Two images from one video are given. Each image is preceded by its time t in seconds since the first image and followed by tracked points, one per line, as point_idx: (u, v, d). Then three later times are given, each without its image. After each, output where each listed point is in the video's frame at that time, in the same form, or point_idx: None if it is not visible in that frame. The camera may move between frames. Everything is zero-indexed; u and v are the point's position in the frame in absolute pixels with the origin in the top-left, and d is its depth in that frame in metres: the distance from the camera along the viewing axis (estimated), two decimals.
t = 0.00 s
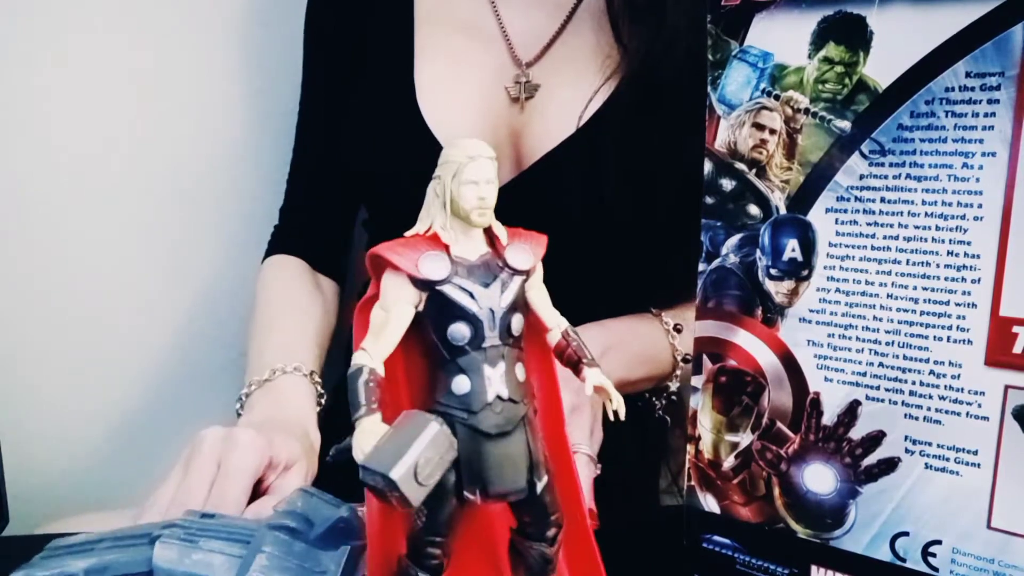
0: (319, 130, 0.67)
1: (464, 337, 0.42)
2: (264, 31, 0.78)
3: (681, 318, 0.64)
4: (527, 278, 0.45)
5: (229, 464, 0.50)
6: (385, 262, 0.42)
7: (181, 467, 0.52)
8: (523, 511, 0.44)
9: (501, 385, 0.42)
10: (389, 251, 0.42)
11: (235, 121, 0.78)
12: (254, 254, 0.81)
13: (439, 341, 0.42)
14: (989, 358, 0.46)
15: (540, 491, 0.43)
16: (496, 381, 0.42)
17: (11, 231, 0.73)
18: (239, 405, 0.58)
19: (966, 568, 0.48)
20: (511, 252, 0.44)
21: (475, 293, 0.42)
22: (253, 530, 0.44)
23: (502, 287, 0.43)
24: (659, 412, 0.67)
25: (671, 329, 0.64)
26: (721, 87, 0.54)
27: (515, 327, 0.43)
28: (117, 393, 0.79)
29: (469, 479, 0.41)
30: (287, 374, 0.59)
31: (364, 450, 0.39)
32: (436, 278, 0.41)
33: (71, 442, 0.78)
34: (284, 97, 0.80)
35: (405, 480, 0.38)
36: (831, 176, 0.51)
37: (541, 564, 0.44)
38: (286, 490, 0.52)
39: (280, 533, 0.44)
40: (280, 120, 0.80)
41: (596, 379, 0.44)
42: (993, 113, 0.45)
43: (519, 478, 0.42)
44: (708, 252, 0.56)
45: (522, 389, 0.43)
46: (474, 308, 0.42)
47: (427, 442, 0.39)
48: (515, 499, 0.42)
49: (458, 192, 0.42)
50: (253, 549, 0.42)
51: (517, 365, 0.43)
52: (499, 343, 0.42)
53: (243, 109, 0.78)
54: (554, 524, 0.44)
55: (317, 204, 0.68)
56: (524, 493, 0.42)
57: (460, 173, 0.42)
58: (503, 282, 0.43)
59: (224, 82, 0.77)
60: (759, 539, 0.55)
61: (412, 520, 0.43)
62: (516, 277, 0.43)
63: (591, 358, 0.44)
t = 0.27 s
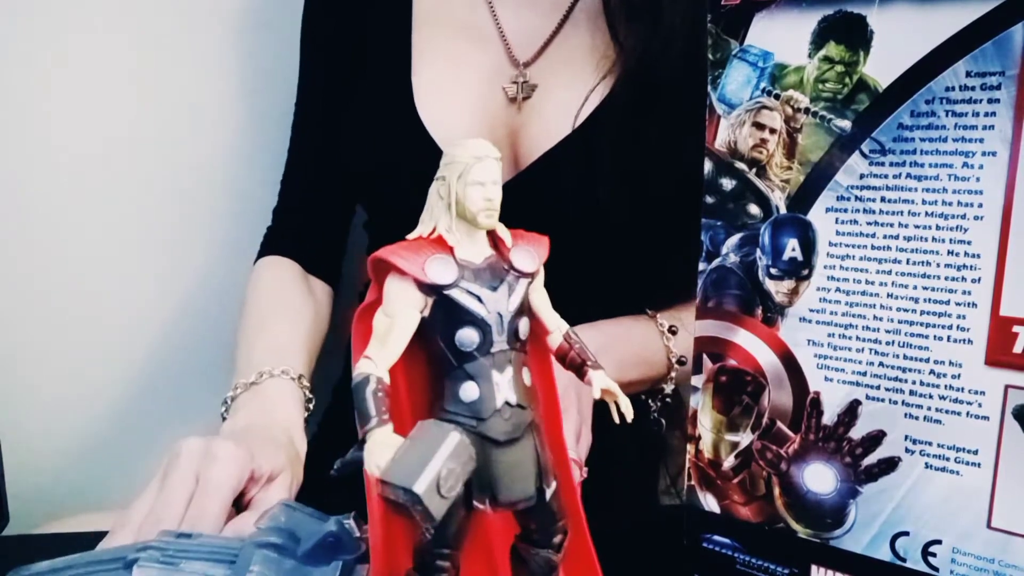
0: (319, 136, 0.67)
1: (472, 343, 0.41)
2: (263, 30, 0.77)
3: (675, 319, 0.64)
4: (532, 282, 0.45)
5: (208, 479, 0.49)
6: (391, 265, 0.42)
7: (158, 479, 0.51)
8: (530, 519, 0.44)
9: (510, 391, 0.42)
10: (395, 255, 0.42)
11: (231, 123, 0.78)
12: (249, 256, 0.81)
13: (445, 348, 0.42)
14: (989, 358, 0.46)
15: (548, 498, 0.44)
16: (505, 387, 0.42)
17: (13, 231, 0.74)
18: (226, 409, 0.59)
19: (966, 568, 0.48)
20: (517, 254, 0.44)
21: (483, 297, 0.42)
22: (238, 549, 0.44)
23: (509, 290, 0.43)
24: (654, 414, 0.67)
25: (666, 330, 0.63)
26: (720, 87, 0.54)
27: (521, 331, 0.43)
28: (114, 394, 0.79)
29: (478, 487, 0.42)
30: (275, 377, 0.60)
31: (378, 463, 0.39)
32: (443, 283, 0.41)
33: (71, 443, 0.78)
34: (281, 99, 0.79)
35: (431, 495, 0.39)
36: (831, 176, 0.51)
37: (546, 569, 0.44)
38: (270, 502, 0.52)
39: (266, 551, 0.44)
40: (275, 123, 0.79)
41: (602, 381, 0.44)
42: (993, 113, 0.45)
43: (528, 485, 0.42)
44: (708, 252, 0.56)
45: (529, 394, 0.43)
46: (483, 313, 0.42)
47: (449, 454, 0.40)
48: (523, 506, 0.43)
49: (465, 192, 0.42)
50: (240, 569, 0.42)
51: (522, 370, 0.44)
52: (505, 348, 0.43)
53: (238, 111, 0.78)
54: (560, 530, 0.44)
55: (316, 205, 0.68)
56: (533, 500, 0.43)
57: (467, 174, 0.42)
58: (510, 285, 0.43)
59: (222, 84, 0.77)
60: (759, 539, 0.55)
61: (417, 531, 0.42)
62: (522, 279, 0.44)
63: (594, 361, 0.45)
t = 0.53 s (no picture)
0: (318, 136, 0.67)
1: (481, 347, 0.42)
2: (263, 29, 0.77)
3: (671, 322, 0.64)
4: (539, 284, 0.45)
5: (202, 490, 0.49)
6: (399, 269, 0.42)
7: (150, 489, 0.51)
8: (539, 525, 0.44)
9: (518, 395, 0.42)
10: (401, 258, 0.42)
11: (230, 123, 0.78)
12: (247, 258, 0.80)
13: (453, 352, 0.42)
14: (989, 358, 0.46)
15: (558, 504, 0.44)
16: (513, 392, 0.42)
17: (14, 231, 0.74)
18: (222, 410, 0.59)
19: (966, 568, 0.48)
20: (524, 256, 0.45)
21: (492, 300, 0.42)
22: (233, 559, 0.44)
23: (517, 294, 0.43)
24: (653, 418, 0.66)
25: (662, 333, 0.64)
26: (721, 87, 0.54)
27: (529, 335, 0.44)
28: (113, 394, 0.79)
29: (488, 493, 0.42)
30: (272, 378, 0.60)
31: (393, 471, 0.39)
32: (451, 285, 0.41)
33: (72, 443, 0.78)
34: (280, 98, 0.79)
35: (448, 505, 0.39)
36: (831, 176, 0.51)
37: (552, 574, 0.44)
38: (264, 510, 0.52)
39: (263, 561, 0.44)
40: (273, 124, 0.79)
41: (611, 384, 0.45)
42: (993, 113, 0.45)
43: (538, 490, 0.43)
44: (708, 252, 0.56)
45: (537, 398, 0.44)
46: (491, 316, 0.42)
47: (466, 461, 0.40)
48: (532, 511, 0.43)
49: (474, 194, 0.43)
50: None
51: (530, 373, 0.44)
52: (514, 352, 0.43)
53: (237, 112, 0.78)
54: (567, 535, 0.45)
55: (316, 202, 0.68)
56: (542, 505, 0.43)
57: (475, 176, 0.43)
58: (518, 288, 0.44)
59: (221, 84, 0.77)
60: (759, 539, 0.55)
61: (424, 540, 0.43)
62: (530, 282, 0.44)
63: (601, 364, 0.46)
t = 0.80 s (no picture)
0: (317, 134, 0.68)
1: (491, 350, 0.42)
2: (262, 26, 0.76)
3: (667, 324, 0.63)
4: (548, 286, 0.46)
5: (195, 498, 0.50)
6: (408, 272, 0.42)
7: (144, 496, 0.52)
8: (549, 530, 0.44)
9: (528, 399, 0.43)
10: (408, 261, 0.43)
11: (229, 123, 0.78)
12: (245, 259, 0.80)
13: (463, 357, 0.42)
14: (989, 358, 0.46)
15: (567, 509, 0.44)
16: (523, 396, 0.43)
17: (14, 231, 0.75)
18: (217, 410, 0.59)
19: (966, 568, 0.48)
20: (535, 257, 0.45)
21: (501, 304, 0.43)
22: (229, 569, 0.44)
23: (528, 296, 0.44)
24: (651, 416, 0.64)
25: (661, 337, 0.63)
26: (721, 87, 0.54)
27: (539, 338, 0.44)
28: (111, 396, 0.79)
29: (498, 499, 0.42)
30: (267, 377, 0.60)
31: (406, 478, 0.40)
32: (461, 288, 0.42)
33: (70, 445, 0.78)
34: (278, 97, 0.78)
35: (466, 513, 0.40)
36: (831, 176, 0.51)
37: None
38: (258, 519, 0.52)
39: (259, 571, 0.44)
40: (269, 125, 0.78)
41: (618, 387, 0.47)
42: (993, 113, 0.45)
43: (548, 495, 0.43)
44: (708, 252, 0.56)
45: (545, 402, 0.44)
46: (501, 319, 0.42)
47: (483, 468, 0.41)
48: (542, 517, 0.43)
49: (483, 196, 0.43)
50: None
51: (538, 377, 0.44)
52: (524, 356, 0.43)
53: (235, 112, 0.77)
54: (575, 541, 0.45)
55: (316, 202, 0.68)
56: (552, 510, 0.43)
57: (484, 177, 0.43)
58: (528, 290, 0.44)
59: (219, 84, 0.77)
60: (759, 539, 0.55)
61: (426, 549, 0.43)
62: (539, 284, 0.44)
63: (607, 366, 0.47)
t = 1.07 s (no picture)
0: (319, 129, 0.67)
1: (496, 356, 0.42)
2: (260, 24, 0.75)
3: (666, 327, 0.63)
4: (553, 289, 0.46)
5: (192, 502, 0.50)
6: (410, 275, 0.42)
7: (143, 499, 0.52)
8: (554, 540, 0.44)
9: (532, 407, 0.43)
10: (407, 263, 0.43)
11: (228, 124, 0.78)
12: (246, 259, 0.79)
13: (467, 363, 0.42)
14: (989, 357, 0.46)
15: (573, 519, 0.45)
16: (527, 403, 0.43)
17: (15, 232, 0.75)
18: (216, 412, 0.60)
19: (966, 568, 0.48)
20: (539, 261, 0.45)
21: (506, 308, 0.43)
22: None
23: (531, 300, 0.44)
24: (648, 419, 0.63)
25: (659, 340, 0.63)
26: (721, 87, 0.54)
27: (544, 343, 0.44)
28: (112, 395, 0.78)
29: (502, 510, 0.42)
30: (266, 378, 0.61)
31: (409, 489, 0.40)
32: (465, 292, 0.42)
33: (71, 445, 0.78)
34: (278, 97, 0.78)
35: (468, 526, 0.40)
36: (831, 176, 0.51)
37: None
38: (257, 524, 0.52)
39: None
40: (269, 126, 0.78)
41: (626, 394, 0.47)
42: (993, 113, 0.45)
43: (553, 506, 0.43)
44: (708, 252, 0.56)
45: (551, 410, 0.44)
46: (505, 323, 0.42)
47: (488, 479, 0.41)
48: (547, 528, 0.43)
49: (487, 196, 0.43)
50: None
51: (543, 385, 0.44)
52: (529, 361, 0.43)
53: (235, 113, 0.77)
54: (581, 552, 0.45)
55: (315, 205, 0.68)
56: (557, 521, 0.43)
57: (489, 178, 0.43)
58: (533, 294, 0.44)
59: (219, 84, 0.76)
60: (759, 539, 0.55)
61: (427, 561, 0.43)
62: (544, 288, 0.45)
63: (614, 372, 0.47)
